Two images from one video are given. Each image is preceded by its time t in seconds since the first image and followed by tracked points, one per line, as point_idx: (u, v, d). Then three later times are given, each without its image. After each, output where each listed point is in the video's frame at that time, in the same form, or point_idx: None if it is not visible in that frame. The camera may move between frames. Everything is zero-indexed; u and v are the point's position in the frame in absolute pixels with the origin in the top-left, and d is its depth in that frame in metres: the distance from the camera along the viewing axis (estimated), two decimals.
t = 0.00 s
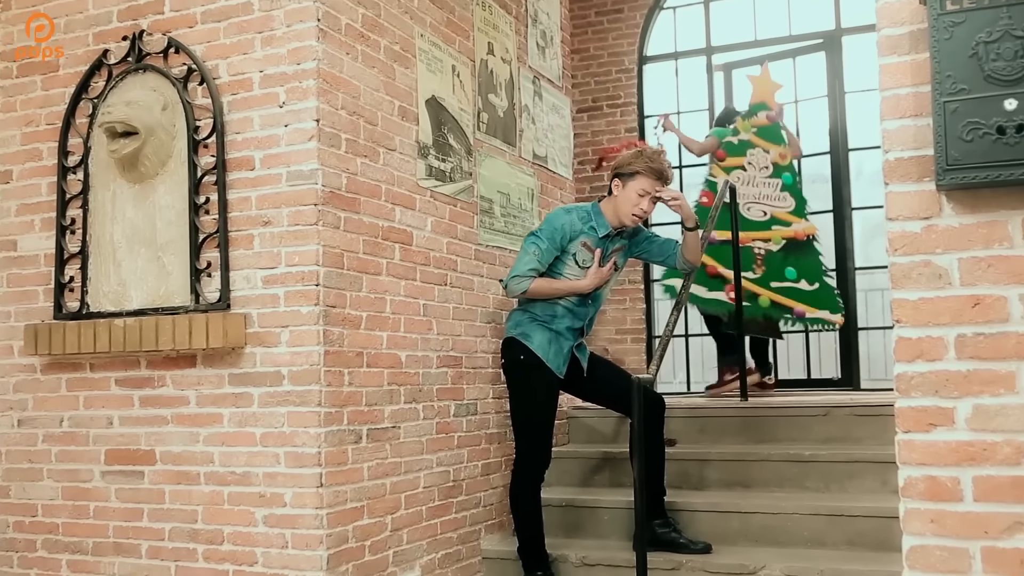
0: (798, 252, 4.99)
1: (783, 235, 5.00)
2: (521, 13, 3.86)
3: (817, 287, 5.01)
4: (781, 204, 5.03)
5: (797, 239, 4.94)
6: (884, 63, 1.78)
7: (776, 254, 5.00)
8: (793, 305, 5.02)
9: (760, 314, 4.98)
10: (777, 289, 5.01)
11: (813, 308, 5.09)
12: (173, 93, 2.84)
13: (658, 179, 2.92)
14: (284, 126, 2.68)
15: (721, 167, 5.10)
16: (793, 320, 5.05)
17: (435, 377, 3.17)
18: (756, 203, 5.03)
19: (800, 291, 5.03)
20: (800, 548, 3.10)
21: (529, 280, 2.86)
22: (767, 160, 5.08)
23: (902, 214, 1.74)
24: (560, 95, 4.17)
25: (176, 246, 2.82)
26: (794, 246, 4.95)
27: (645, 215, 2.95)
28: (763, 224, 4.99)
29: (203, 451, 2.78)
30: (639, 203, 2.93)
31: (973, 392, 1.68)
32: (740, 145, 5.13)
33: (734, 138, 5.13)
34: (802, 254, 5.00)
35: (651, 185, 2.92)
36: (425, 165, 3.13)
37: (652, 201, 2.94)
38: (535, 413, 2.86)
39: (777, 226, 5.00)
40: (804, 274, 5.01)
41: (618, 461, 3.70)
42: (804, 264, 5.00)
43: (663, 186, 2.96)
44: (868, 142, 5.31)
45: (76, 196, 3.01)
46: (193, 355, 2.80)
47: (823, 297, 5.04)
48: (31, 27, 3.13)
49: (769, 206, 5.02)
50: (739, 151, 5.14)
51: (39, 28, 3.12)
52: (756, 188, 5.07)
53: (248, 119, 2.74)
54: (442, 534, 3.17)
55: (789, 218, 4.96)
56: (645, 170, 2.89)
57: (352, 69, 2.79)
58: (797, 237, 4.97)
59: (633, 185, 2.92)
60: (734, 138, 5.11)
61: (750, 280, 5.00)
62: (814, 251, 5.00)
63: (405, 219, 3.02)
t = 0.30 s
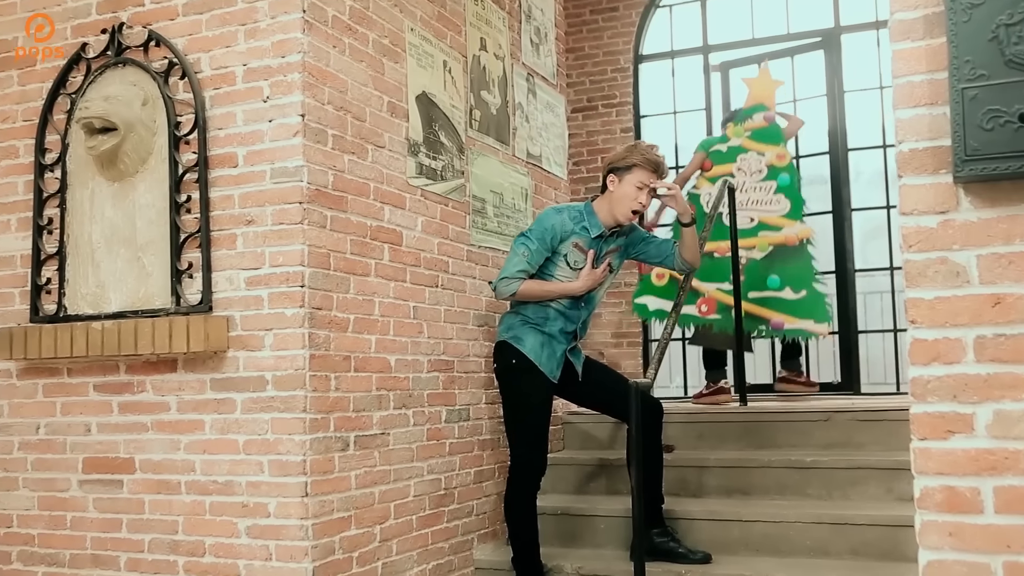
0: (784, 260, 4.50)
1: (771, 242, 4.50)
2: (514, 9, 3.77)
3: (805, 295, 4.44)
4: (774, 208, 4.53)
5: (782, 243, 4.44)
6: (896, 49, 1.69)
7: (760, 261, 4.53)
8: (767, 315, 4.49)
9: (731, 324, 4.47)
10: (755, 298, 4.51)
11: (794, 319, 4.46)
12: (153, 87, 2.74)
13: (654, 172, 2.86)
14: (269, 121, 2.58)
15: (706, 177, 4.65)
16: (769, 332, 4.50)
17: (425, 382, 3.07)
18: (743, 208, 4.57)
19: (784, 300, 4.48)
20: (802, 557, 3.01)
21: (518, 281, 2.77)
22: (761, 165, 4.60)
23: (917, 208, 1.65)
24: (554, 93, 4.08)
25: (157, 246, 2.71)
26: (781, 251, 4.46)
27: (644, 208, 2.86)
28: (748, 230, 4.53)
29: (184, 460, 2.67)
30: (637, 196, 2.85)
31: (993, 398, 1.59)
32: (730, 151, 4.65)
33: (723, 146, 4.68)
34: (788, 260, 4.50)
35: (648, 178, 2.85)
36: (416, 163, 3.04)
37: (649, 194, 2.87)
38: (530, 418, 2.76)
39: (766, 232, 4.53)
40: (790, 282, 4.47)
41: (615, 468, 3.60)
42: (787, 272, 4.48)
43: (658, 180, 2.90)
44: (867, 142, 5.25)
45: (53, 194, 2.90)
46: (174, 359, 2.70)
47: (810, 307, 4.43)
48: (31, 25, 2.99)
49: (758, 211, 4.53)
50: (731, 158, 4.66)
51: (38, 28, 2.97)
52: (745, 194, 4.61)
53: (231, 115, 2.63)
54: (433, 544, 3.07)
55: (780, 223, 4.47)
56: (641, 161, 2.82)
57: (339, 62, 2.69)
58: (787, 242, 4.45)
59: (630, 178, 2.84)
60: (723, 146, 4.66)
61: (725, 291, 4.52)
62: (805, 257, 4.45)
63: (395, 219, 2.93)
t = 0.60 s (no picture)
0: (784, 257, 4.60)
1: (773, 239, 4.59)
2: (510, 4, 3.68)
3: (803, 291, 4.56)
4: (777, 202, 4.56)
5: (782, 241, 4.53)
6: (911, 34, 1.61)
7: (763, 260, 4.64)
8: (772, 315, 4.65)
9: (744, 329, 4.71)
10: (760, 299, 4.68)
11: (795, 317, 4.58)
12: (136, 81, 2.65)
13: (655, 165, 2.78)
14: (255, 116, 2.49)
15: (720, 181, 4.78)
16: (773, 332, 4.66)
17: (418, 386, 2.98)
18: (747, 206, 4.64)
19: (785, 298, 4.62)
20: (806, 566, 2.92)
21: (511, 284, 2.67)
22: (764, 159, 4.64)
23: (935, 202, 1.56)
24: (551, 91, 4.00)
25: (139, 246, 2.62)
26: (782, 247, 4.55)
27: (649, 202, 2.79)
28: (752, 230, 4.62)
29: (167, 467, 2.58)
30: (641, 192, 2.77)
31: (1017, 402, 1.50)
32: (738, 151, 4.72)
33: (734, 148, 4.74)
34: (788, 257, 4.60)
35: (650, 172, 2.77)
36: (408, 161, 2.95)
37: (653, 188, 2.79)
38: (524, 424, 2.66)
39: (768, 228, 4.60)
40: (789, 279, 4.59)
41: (613, 474, 3.51)
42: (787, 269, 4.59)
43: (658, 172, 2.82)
44: (868, 142, 5.18)
45: (33, 193, 2.81)
46: (157, 363, 2.60)
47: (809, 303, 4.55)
48: (33, 27, 2.86)
49: (762, 209, 4.59)
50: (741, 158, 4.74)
51: (40, 29, 2.84)
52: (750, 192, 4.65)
53: (216, 110, 2.54)
54: (426, 554, 2.97)
55: (779, 218, 4.52)
56: (643, 156, 2.75)
57: (328, 56, 2.60)
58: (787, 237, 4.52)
59: (632, 174, 2.76)
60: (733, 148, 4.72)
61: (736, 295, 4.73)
62: (802, 253, 4.53)
63: (386, 218, 2.84)
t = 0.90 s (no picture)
0: (768, 256, 4.46)
1: (758, 238, 4.47)
2: None
3: (787, 292, 4.42)
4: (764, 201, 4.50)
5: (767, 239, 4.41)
6: (928, 15, 1.47)
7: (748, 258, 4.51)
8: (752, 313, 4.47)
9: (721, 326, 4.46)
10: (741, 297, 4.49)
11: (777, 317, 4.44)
12: (113, 75, 2.54)
13: (651, 163, 2.70)
14: (236, 110, 2.38)
15: (705, 175, 4.70)
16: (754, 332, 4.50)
17: (408, 392, 2.88)
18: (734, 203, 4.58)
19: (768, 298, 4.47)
20: None
21: (503, 288, 2.57)
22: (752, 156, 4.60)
23: (957, 193, 1.42)
24: (545, 89, 3.91)
25: (116, 246, 2.51)
26: (768, 246, 4.42)
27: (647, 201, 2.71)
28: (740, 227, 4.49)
29: (145, 476, 2.47)
30: (640, 192, 2.68)
31: None
32: (726, 145, 4.66)
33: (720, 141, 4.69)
34: (773, 256, 4.47)
35: (646, 170, 2.68)
36: (398, 158, 2.85)
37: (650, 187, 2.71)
38: (518, 432, 2.55)
39: (754, 227, 4.48)
40: (772, 279, 4.44)
41: (610, 482, 3.41)
42: (772, 268, 4.46)
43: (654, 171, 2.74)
44: (868, 142, 5.09)
45: (7, 190, 2.71)
46: (135, 368, 2.50)
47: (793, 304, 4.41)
48: (32, 24, 2.70)
49: (748, 206, 4.52)
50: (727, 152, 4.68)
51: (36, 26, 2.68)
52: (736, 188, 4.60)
53: (197, 103, 2.44)
54: (416, 566, 2.86)
55: (767, 216, 4.43)
56: (638, 155, 2.66)
57: (314, 48, 2.50)
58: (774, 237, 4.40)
59: (628, 174, 2.67)
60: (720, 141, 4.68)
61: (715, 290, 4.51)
62: (788, 253, 4.41)
63: (375, 217, 2.74)
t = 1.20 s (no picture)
0: (750, 283, 4.45)
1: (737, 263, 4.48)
2: None
3: (772, 319, 4.39)
4: (746, 226, 4.50)
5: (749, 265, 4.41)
6: None
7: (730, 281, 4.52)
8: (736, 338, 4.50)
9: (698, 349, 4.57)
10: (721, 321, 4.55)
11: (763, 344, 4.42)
12: (91, 67, 2.44)
13: (645, 159, 2.61)
14: (218, 103, 2.29)
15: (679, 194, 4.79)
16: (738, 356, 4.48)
17: (397, 397, 2.79)
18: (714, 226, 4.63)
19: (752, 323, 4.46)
20: None
21: (495, 290, 2.48)
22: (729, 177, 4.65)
23: (979, 184, 1.34)
24: (539, 86, 3.82)
25: (93, 244, 2.41)
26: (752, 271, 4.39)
27: (639, 199, 2.61)
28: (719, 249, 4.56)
29: (123, 485, 2.37)
30: (631, 187, 2.59)
31: None
32: (697, 164, 4.75)
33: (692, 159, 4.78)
34: (754, 281, 4.45)
35: (640, 166, 2.59)
36: (387, 155, 2.76)
37: (643, 184, 2.61)
38: (510, 438, 2.46)
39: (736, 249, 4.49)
40: (755, 306, 4.44)
41: (605, 489, 3.32)
42: (755, 293, 4.43)
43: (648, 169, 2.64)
44: (867, 141, 5.01)
45: None
46: (112, 372, 2.40)
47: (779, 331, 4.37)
48: (31, 23, 2.55)
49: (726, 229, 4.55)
50: (699, 171, 4.77)
51: (35, 26, 2.54)
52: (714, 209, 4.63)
53: (177, 96, 2.34)
54: None
55: (747, 241, 4.42)
56: (630, 149, 2.58)
57: (299, 39, 2.41)
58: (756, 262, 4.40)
59: (619, 169, 2.58)
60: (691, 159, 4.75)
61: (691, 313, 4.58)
62: (770, 279, 4.38)
63: (363, 215, 2.65)
